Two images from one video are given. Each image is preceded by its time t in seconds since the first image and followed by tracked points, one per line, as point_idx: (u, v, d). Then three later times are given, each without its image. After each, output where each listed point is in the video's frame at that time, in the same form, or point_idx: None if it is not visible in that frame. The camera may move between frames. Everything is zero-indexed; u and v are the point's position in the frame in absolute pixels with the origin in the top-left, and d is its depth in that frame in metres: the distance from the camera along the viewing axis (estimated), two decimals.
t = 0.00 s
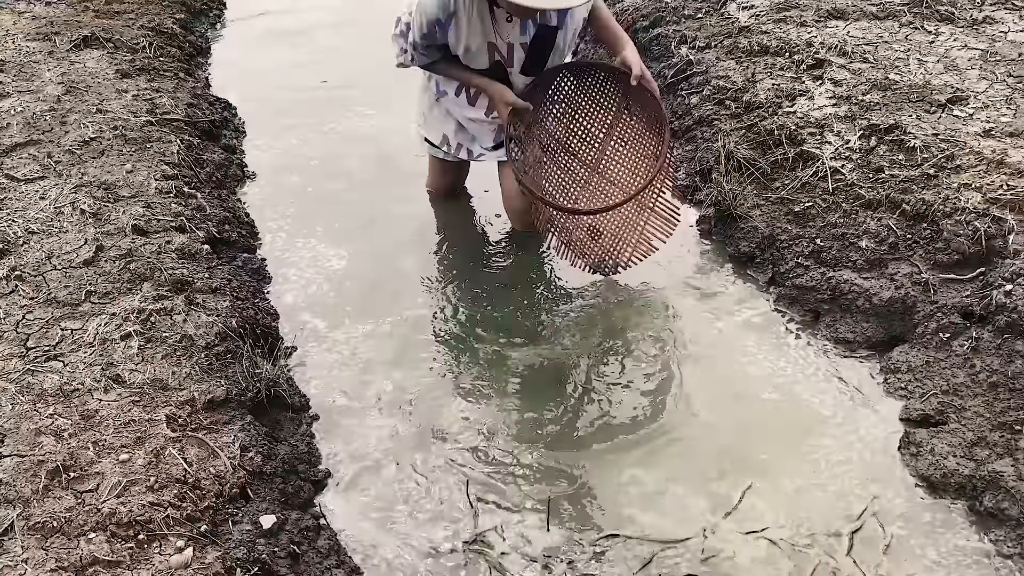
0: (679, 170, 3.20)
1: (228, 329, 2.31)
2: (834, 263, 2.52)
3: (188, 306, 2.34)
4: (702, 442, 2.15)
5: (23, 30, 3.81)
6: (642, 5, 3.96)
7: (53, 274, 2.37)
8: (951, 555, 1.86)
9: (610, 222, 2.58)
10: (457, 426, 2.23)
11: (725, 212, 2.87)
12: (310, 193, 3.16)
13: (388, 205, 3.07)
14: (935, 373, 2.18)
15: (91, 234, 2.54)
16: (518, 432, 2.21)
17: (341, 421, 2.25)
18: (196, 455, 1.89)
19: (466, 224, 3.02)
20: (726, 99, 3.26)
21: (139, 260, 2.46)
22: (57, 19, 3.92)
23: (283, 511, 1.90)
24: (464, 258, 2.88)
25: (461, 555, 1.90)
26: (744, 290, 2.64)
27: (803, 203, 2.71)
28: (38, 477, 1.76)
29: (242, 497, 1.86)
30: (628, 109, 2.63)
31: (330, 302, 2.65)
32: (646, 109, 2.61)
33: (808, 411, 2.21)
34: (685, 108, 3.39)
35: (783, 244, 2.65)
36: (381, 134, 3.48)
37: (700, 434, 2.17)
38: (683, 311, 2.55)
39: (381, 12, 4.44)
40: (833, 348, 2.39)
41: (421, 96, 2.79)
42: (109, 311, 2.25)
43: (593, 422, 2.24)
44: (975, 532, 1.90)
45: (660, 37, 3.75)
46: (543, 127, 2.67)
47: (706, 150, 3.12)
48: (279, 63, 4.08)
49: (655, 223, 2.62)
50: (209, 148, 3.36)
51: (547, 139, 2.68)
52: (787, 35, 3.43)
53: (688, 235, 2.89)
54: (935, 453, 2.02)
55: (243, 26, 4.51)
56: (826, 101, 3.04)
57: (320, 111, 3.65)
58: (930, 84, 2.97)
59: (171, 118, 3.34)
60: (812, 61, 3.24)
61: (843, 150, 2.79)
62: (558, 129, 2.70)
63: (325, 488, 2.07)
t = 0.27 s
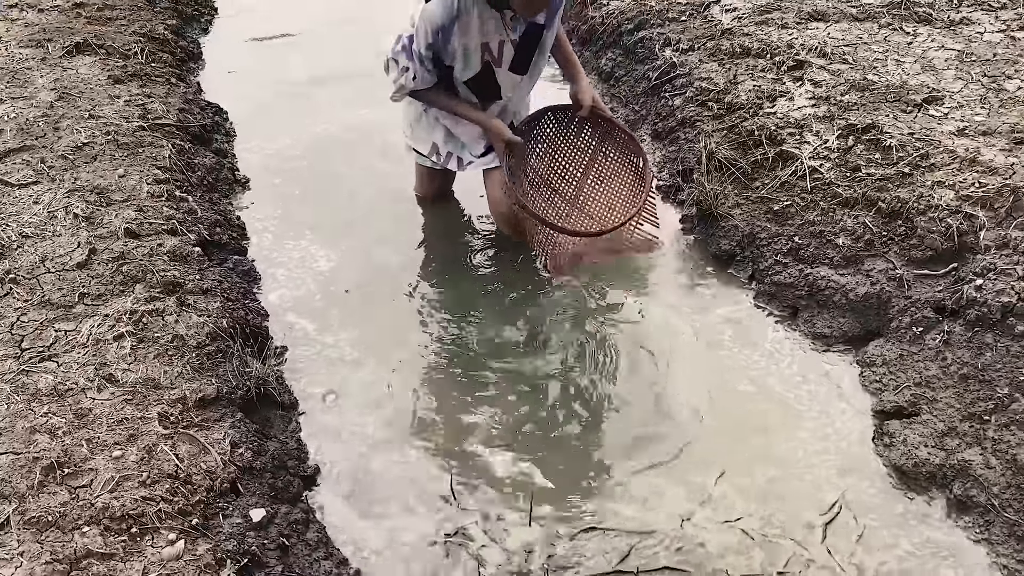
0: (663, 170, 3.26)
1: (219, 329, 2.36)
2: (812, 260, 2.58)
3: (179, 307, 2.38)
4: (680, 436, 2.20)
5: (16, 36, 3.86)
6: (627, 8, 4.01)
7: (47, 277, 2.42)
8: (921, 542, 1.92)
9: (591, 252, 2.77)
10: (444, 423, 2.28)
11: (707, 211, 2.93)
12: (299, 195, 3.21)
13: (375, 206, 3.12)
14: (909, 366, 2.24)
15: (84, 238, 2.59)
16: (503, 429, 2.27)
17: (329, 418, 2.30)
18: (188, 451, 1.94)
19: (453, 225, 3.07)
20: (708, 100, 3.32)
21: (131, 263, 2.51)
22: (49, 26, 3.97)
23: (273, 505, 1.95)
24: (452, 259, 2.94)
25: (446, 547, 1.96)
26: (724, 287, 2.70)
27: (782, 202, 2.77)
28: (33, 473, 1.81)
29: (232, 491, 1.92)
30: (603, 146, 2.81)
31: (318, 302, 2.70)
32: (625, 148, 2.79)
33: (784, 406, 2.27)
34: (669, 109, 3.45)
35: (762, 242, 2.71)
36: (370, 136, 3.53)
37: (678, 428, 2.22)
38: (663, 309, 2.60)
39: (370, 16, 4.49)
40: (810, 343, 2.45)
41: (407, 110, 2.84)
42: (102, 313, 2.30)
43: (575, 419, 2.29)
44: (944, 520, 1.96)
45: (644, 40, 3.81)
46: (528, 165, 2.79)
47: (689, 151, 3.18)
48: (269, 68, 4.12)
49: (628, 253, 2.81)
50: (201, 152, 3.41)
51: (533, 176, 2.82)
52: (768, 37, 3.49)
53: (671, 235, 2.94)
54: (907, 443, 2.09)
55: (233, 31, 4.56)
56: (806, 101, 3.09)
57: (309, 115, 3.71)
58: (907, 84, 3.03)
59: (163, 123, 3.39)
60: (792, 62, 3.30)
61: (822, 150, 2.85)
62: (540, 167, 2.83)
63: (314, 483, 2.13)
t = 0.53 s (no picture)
0: (646, 165, 3.32)
1: (210, 323, 2.41)
2: (790, 250, 2.64)
3: (171, 301, 2.43)
4: (660, 424, 2.26)
5: (7, 39, 3.90)
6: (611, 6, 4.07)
7: (40, 273, 2.47)
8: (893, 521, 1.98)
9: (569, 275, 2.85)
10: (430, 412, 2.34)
11: (688, 204, 2.99)
12: (288, 193, 3.26)
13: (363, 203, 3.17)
14: (883, 351, 2.30)
15: (76, 235, 2.63)
16: (488, 418, 2.33)
17: (319, 409, 2.35)
18: (180, 440, 1.99)
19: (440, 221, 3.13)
20: (691, 96, 3.38)
21: (123, 259, 2.56)
22: (40, 29, 4.01)
23: (263, 491, 2.00)
24: (438, 255, 2.99)
25: (433, 530, 2.01)
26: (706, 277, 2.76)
27: (761, 194, 2.83)
28: (29, 461, 1.86)
29: (224, 478, 1.97)
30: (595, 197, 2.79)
31: (307, 297, 2.75)
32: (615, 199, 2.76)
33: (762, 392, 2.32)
34: (652, 105, 3.51)
35: (742, 233, 2.77)
36: (357, 134, 3.59)
37: (658, 417, 2.28)
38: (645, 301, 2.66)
39: (358, 15, 4.55)
40: (788, 330, 2.51)
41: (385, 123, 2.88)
42: (94, 308, 2.35)
43: (558, 408, 2.35)
44: (917, 499, 2.02)
45: (628, 37, 3.86)
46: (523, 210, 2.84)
47: (671, 146, 3.24)
48: (260, 69, 4.17)
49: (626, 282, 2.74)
50: (191, 151, 3.46)
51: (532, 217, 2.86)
52: (749, 33, 3.55)
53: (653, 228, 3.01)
54: (881, 425, 2.15)
55: (222, 33, 4.61)
56: (785, 96, 3.15)
57: (297, 114, 3.76)
58: (883, 78, 3.09)
59: (154, 123, 3.44)
60: (772, 58, 3.36)
61: (800, 143, 2.91)
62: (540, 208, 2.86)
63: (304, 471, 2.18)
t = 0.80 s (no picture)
0: (632, 160, 3.38)
1: (206, 316, 2.47)
2: (771, 240, 2.72)
3: (168, 296, 2.49)
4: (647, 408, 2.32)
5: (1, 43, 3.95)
6: (597, 5, 4.14)
7: (39, 270, 2.52)
8: (871, 497, 2.05)
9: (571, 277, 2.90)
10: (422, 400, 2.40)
11: (673, 197, 3.05)
12: (282, 191, 3.32)
13: (355, 200, 3.23)
14: (861, 336, 2.37)
15: (74, 233, 2.69)
16: (480, 404, 2.39)
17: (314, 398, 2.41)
18: (179, 428, 2.06)
19: (431, 216, 3.19)
20: (675, 92, 3.45)
21: (120, 255, 2.62)
22: (33, 33, 4.06)
23: (261, 477, 2.06)
24: (429, 248, 3.05)
25: (427, 513, 2.08)
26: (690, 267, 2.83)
27: (744, 186, 2.90)
28: (33, 449, 1.92)
29: (222, 464, 2.03)
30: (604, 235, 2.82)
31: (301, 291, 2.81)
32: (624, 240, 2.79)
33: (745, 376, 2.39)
34: (637, 102, 3.58)
35: (725, 224, 2.84)
36: (348, 132, 3.65)
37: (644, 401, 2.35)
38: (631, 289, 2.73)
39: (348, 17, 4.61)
40: (770, 317, 2.58)
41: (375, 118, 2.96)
42: (93, 303, 2.41)
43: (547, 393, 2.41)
44: (894, 477, 2.09)
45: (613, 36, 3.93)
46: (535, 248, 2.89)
47: (656, 141, 3.31)
48: (252, 71, 4.23)
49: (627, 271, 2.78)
50: (185, 151, 3.51)
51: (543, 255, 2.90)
52: (732, 30, 3.62)
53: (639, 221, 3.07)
54: (859, 407, 2.22)
55: (214, 36, 4.67)
56: (767, 91, 3.22)
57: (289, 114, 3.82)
58: (862, 72, 3.17)
59: (147, 123, 3.49)
60: (755, 54, 3.43)
61: (781, 136, 2.98)
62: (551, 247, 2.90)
63: (300, 458, 2.24)
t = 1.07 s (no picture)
0: (622, 156, 3.45)
1: (207, 312, 2.52)
2: (759, 232, 2.78)
3: (169, 293, 2.54)
4: (640, 396, 2.39)
5: None
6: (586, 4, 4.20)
7: (42, 269, 2.57)
8: (859, 478, 2.11)
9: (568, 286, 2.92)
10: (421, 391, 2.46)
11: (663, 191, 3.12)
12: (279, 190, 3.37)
13: (351, 197, 3.29)
14: (847, 323, 2.44)
15: (75, 233, 2.73)
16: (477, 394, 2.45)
17: (315, 391, 2.47)
18: (184, 420, 2.11)
19: (426, 213, 3.25)
20: (664, 89, 3.51)
21: (122, 254, 2.66)
22: (28, 36, 4.09)
23: (265, 467, 2.12)
24: (425, 244, 3.11)
25: (428, 499, 2.13)
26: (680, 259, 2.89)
27: (732, 180, 2.96)
28: (43, 442, 1.97)
29: (227, 455, 2.08)
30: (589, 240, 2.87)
31: (301, 287, 2.87)
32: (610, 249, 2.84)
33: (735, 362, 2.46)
34: (627, 98, 3.64)
35: (714, 217, 2.91)
36: (343, 131, 3.70)
37: (637, 389, 2.41)
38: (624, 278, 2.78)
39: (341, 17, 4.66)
40: (760, 306, 2.64)
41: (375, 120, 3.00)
42: (96, 301, 2.45)
43: (542, 384, 2.48)
44: (881, 458, 2.16)
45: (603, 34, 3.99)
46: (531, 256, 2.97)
47: (646, 136, 3.37)
48: (246, 71, 4.28)
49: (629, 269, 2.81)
50: (182, 152, 3.56)
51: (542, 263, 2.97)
52: (719, 27, 3.69)
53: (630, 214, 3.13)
54: (845, 392, 2.29)
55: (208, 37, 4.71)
56: (753, 86, 3.29)
57: (284, 113, 3.87)
58: (846, 67, 3.23)
59: (144, 125, 3.54)
60: (741, 50, 3.50)
61: (768, 130, 3.05)
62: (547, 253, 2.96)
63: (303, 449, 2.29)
